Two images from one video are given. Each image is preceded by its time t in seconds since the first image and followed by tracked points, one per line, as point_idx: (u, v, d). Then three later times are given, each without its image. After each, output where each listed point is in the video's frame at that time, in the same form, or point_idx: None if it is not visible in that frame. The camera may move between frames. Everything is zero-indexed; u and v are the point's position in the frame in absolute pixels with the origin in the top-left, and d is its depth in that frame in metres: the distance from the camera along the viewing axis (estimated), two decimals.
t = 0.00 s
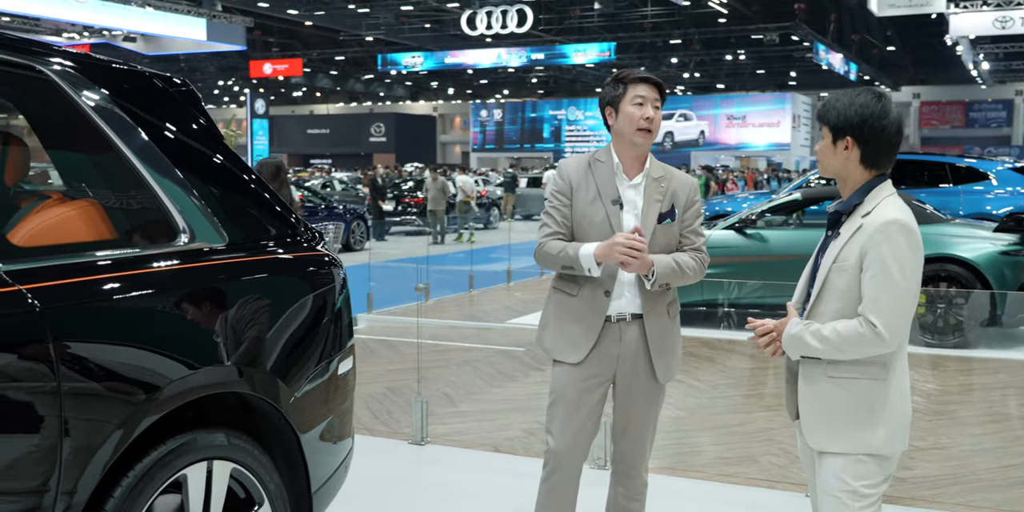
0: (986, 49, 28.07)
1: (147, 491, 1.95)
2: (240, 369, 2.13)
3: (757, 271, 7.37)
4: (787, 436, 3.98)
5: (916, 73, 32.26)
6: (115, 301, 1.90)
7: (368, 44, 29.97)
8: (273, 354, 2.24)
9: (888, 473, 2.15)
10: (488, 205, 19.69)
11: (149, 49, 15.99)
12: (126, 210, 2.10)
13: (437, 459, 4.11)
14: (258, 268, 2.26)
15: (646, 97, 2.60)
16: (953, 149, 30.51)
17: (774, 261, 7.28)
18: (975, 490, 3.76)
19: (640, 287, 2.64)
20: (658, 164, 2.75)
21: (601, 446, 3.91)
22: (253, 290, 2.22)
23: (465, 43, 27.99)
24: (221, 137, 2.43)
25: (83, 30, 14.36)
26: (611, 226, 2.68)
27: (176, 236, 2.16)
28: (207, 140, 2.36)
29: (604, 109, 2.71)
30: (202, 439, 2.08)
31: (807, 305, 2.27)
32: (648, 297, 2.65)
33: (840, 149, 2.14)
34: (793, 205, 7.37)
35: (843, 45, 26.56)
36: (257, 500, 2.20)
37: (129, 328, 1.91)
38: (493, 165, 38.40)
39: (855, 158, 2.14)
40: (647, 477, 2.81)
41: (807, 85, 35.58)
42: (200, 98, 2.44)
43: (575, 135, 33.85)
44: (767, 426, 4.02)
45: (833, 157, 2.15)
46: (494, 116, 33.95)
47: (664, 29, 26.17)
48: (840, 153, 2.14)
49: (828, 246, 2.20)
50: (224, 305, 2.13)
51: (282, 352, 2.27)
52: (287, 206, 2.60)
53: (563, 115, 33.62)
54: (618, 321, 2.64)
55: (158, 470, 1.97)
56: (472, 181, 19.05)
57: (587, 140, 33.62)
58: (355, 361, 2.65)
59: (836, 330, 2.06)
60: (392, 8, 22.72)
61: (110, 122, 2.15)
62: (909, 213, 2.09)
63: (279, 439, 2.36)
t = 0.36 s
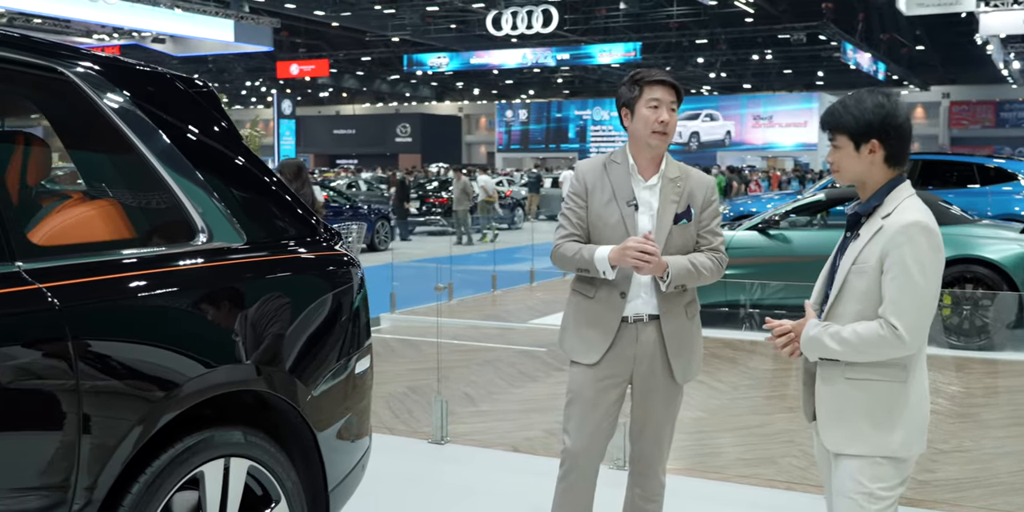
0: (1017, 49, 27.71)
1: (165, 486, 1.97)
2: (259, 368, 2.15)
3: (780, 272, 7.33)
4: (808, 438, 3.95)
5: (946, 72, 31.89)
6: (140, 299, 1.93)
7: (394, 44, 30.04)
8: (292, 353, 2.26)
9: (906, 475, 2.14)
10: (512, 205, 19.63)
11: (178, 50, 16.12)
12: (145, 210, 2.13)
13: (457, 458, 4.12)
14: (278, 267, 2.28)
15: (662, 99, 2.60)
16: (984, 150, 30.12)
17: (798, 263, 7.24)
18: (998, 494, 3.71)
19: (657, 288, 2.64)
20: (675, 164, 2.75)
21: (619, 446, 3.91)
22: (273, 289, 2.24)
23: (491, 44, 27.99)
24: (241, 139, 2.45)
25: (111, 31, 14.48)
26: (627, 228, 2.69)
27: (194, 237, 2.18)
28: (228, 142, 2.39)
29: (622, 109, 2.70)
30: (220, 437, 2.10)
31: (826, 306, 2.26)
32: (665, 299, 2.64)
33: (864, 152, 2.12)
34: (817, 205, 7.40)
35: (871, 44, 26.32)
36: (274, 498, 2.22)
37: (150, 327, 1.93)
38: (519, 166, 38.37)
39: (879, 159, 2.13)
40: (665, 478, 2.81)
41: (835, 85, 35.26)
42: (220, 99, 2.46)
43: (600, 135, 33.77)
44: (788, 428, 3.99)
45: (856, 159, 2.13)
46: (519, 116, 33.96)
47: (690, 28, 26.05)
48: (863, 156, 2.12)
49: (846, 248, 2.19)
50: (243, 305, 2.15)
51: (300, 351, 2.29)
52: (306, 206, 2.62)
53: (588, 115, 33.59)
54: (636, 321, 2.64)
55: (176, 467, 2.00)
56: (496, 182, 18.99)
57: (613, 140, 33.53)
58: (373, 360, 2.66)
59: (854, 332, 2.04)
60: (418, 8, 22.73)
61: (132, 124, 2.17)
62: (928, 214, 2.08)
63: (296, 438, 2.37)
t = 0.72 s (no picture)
0: None
1: (180, 485, 1.99)
2: (276, 369, 2.17)
3: (798, 273, 7.29)
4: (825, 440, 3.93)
5: (968, 71, 31.60)
6: (160, 298, 1.95)
7: (414, 45, 30.08)
8: (308, 354, 2.28)
9: (921, 478, 2.13)
10: (530, 205, 19.57)
11: (199, 51, 16.20)
12: (162, 210, 2.14)
13: (473, 458, 4.13)
14: (295, 268, 2.30)
15: (680, 99, 2.59)
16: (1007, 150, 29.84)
17: (816, 263, 7.20)
18: (1017, 497, 3.69)
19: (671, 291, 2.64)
20: (693, 166, 2.74)
21: (634, 447, 3.91)
22: (291, 290, 2.26)
23: (509, 44, 27.98)
24: (258, 141, 2.47)
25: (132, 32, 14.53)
26: (642, 230, 2.68)
27: (209, 237, 2.19)
28: (247, 145, 2.41)
29: (640, 111, 2.70)
30: (234, 436, 2.11)
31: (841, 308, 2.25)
32: (679, 301, 2.64)
33: (893, 152, 2.12)
34: (836, 206, 7.36)
35: (892, 44, 26.14)
36: (289, 497, 2.24)
37: (167, 328, 1.95)
38: (537, 166, 38.32)
39: (905, 158, 2.13)
40: (679, 481, 2.81)
41: (856, 85, 35.04)
42: (237, 101, 2.47)
43: (619, 136, 33.70)
44: (806, 429, 3.98)
45: (882, 158, 2.12)
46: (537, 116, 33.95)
47: (710, 28, 25.95)
48: (892, 154, 2.12)
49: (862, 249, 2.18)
50: (258, 304, 2.17)
51: (316, 352, 2.30)
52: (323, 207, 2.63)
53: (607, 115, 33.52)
54: (649, 323, 2.64)
55: (190, 467, 2.01)
56: (514, 182, 18.94)
57: (631, 140, 33.45)
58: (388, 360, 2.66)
59: (869, 333, 2.04)
60: (437, 8, 22.73)
61: (150, 126, 2.19)
62: (945, 214, 2.07)
63: (310, 436, 2.37)
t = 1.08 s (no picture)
0: None
1: (184, 483, 2.00)
2: (280, 369, 2.19)
3: (802, 274, 7.29)
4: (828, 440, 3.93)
5: (975, 71, 31.53)
6: (166, 297, 1.97)
7: (419, 45, 30.12)
8: (313, 353, 2.29)
9: (924, 477, 2.14)
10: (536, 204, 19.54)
11: (204, 51, 16.20)
12: (167, 211, 2.16)
13: (476, 458, 4.14)
14: (300, 268, 2.31)
15: (685, 102, 2.60)
16: (1014, 151, 29.77)
17: (820, 264, 7.21)
18: (1019, 497, 3.68)
19: (674, 291, 2.65)
20: (696, 167, 2.74)
21: (637, 448, 3.91)
22: (297, 290, 2.27)
23: (515, 44, 27.99)
24: (262, 143, 2.47)
25: (138, 33, 14.56)
26: (645, 230, 2.70)
27: (213, 237, 2.21)
28: (252, 145, 2.42)
29: (644, 112, 2.71)
30: (238, 435, 2.13)
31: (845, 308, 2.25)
32: (683, 301, 2.65)
33: (893, 153, 2.12)
34: (841, 206, 7.35)
35: (898, 44, 26.11)
36: (292, 496, 2.25)
37: (172, 327, 1.96)
38: (543, 166, 38.31)
39: (911, 160, 2.13)
40: (682, 481, 2.82)
41: (862, 85, 34.98)
42: (242, 102, 2.49)
43: (625, 136, 33.69)
44: (809, 430, 3.98)
45: (884, 160, 2.13)
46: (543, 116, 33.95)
47: (715, 29, 25.93)
48: (897, 156, 2.13)
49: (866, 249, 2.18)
50: (263, 304, 2.18)
51: (321, 351, 2.32)
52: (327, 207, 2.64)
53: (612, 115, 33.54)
54: (653, 323, 2.65)
55: (195, 465, 2.02)
56: (520, 182, 18.90)
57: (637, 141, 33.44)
58: (391, 360, 2.67)
59: (876, 333, 2.04)
60: (443, 10, 22.74)
61: (155, 127, 2.21)
62: (949, 215, 2.07)
63: (314, 436, 2.39)
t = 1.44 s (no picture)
0: None
1: (185, 478, 2.02)
2: (281, 366, 2.20)
3: (802, 273, 7.31)
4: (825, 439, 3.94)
5: (975, 71, 31.51)
6: (166, 295, 1.99)
7: (419, 45, 30.14)
8: (314, 350, 2.31)
9: (922, 473, 2.15)
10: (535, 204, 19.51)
11: (205, 51, 16.23)
12: (167, 209, 2.18)
13: (475, 456, 4.15)
14: (299, 265, 2.33)
15: (683, 102, 2.62)
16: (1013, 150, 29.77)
17: (819, 264, 7.22)
18: (1015, 494, 3.68)
19: (671, 290, 2.66)
20: (695, 166, 2.76)
21: (636, 445, 3.93)
22: (296, 287, 2.29)
23: (515, 44, 27.99)
24: (262, 143, 2.48)
25: (139, 33, 14.56)
26: (643, 228, 2.71)
27: (212, 235, 2.22)
28: (252, 145, 2.44)
29: (644, 112, 2.72)
30: (239, 431, 2.14)
31: (843, 307, 2.27)
32: (681, 299, 2.66)
33: (879, 153, 2.13)
34: (839, 205, 7.42)
35: (898, 44, 26.16)
36: (292, 492, 2.27)
37: (174, 325, 1.98)
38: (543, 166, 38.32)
39: (894, 160, 2.14)
40: (679, 478, 2.84)
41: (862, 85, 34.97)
42: (242, 102, 2.50)
43: (625, 135, 33.70)
44: (807, 428, 3.99)
45: (873, 160, 2.14)
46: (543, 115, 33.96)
47: (715, 29, 25.94)
48: (879, 156, 2.14)
49: (864, 248, 2.20)
50: (263, 301, 2.19)
51: (322, 348, 2.34)
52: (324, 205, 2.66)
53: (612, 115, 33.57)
54: (650, 321, 2.66)
55: (195, 461, 2.04)
56: (519, 182, 18.88)
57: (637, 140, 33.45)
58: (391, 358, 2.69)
59: (881, 330, 2.06)
60: (443, 9, 22.73)
61: (154, 127, 2.22)
62: (949, 212, 2.10)
63: (314, 433, 2.40)
